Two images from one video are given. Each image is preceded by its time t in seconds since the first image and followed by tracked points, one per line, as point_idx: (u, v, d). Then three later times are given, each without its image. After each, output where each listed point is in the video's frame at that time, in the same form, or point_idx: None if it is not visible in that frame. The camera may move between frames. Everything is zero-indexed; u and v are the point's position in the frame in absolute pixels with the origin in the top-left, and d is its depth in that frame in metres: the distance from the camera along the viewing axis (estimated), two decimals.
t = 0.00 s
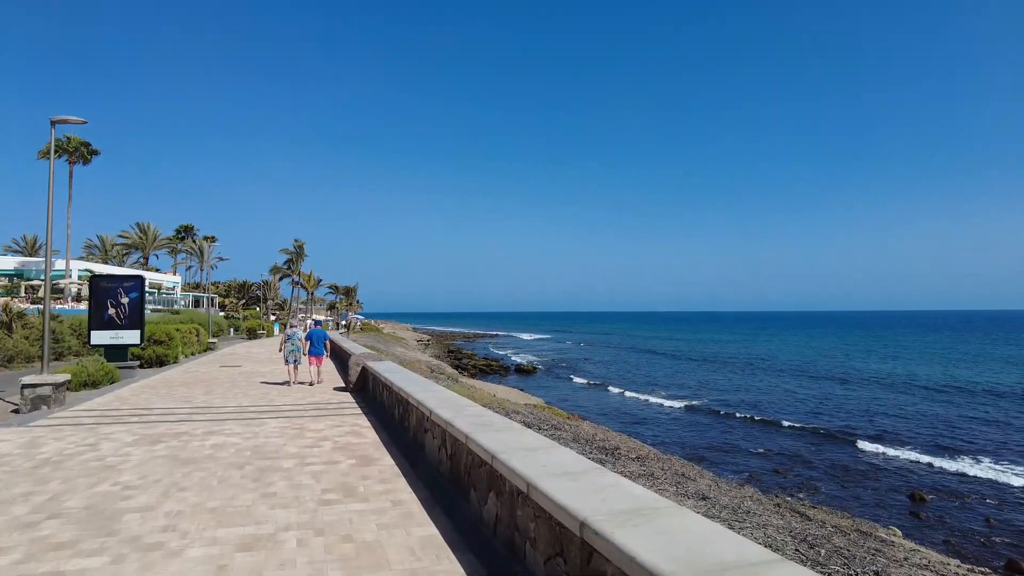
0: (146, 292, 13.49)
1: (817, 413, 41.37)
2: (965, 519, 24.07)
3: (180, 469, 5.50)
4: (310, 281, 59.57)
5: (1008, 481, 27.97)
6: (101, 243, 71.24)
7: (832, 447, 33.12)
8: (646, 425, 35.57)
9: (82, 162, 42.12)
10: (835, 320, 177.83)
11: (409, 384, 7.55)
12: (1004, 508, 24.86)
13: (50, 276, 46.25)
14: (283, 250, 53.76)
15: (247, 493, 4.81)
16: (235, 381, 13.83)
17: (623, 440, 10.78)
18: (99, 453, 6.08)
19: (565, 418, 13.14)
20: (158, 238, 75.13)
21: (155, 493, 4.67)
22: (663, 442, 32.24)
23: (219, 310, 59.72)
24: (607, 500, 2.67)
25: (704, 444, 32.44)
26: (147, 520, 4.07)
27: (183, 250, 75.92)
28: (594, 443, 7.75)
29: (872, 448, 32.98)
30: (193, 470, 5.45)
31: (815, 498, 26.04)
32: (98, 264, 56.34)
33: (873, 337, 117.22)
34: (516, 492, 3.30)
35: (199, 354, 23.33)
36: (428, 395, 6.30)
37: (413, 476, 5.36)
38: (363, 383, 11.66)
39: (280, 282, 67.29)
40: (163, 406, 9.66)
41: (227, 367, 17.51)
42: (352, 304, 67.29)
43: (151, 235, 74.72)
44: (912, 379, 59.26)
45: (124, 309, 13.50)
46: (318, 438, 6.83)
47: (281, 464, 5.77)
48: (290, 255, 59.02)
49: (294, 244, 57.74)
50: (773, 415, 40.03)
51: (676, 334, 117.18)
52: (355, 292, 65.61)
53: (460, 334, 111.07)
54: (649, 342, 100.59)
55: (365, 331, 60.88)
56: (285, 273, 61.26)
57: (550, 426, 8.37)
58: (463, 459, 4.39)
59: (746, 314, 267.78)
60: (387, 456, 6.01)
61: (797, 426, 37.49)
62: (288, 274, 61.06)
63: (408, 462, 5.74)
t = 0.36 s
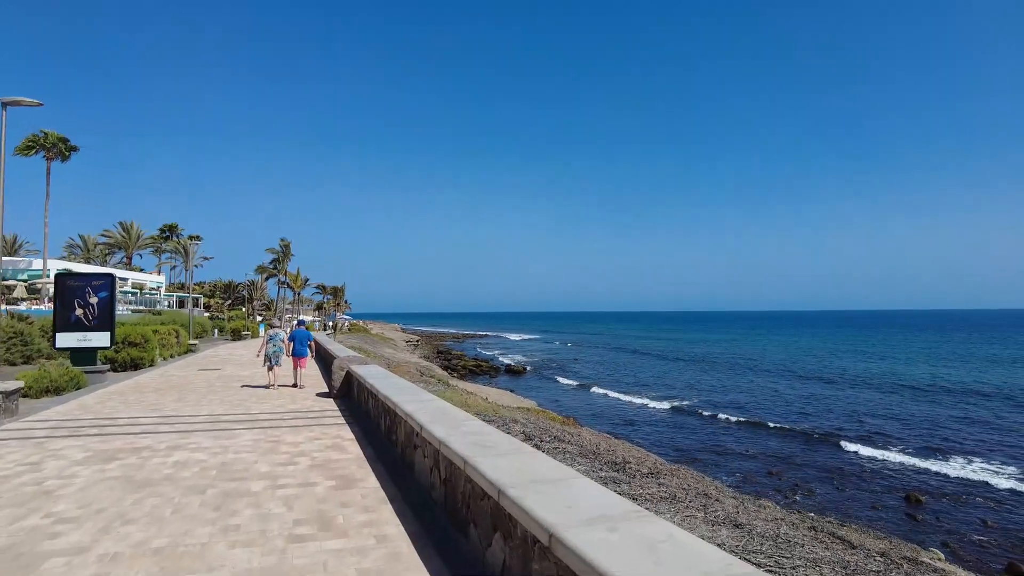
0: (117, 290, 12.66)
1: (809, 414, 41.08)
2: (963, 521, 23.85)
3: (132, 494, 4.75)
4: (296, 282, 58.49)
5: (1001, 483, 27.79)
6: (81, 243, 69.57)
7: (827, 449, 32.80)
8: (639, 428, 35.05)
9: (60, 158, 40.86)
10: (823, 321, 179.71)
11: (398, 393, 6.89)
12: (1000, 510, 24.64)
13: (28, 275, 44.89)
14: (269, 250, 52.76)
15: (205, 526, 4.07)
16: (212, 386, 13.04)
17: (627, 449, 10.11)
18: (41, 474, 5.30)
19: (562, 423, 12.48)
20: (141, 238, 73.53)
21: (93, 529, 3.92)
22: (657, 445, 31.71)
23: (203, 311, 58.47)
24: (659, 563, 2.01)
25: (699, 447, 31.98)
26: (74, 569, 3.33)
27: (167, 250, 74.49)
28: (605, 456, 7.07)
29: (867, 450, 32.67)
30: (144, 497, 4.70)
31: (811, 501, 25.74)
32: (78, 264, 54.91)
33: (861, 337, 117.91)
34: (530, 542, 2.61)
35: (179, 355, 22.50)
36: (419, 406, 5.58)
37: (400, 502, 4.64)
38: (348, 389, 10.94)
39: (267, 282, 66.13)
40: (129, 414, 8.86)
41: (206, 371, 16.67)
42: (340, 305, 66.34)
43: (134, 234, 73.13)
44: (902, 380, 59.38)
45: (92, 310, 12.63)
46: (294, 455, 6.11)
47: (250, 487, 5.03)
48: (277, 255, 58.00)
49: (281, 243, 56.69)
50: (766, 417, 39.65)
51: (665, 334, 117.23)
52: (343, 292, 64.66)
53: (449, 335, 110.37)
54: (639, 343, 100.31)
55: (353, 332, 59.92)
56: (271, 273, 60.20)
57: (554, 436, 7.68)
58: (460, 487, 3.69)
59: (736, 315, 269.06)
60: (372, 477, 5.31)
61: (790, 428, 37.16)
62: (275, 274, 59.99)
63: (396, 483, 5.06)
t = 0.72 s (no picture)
0: (85, 287, 11.78)
1: (802, 415, 40.77)
2: (961, 522, 23.59)
3: (73, 527, 4.00)
4: (284, 281, 57.35)
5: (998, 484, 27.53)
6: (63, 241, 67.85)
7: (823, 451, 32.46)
8: (633, 430, 34.52)
9: (38, 154, 39.53)
10: (811, 321, 180.88)
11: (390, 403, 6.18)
12: (999, 512, 24.34)
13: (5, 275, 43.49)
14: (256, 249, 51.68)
15: (155, 571, 3.34)
16: (188, 391, 12.23)
17: (633, 458, 9.46)
18: None
19: (561, 430, 11.81)
20: (125, 237, 71.90)
21: None
22: (652, 448, 31.17)
23: (188, 311, 57.21)
24: None
25: (694, 449, 31.50)
26: None
27: (152, 249, 72.94)
28: (620, 471, 6.40)
29: (864, 451, 32.35)
30: (89, 529, 3.96)
31: (810, 504, 25.32)
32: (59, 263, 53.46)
33: (850, 337, 118.44)
34: None
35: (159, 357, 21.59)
36: (416, 421, 4.89)
37: (394, 536, 3.96)
38: (334, 395, 10.21)
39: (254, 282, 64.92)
40: (91, 424, 8.07)
41: (185, 374, 15.85)
42: (329, 305, 65.27)
43: (118, 234, 71.51)
44: (893, 380, 59.40)
45: (61, 310, 11.78)
46: (271, 475, 5.40)
47: (215, 517, 4.30)
48: (264, 254, 56.87)
49: (268, 241, 55.60)
50: (761, 418, 39.29)
51: (657, 334, 117.09)
52: (332, 292, 63.60)
53: (439, 335, 109.48)
54: (631, 343, 99.91)
55: (342, 332, 58.92)
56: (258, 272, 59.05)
57: (562, 448, 7.00)
58: (470, 527, 3.01)
59: (725, 315, 270.27)
60: (360, 503, 4.62)
61: (785, 429, 36.80)
62: (262, 273, 58.85)
63: (386, 511, 4.37)
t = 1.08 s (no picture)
0: (66, 285, 11.07)
1: (806, 417, 40.23)
2: (972, 526, 23.09)
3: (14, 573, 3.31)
4: (281, 281, 56.56)
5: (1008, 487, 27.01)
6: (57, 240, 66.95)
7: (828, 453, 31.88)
8: (636, 432, 33.91)
9: (30, 150, 38.63)
10: (811, 321, 181.17)
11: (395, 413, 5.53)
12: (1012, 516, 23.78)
13: None
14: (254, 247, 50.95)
15: None
16: (177, 395, 11.56)
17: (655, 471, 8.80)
18: None
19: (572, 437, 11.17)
20: (120, 236, 70.96)
21: None
22: (656, 451, 30.60)
23: (184, 311, 56.40)
24: None
25: (699, 451, 30.92)
26: None
27: (148, 248, 72.11)
28: (653, 493, 5.71)
29: (871, 455, 31.75)
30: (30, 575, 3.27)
31: (819, 508, 24.75)
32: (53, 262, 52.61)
33: (850, 337, 118.12)
34: None
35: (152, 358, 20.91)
36: (427, 439, 4.24)
37: None
38: (331, 401, 9.54)
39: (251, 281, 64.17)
40: (64, 434, 7.39)
41: (175, 376, 15.15)
42: (327, 305, 64.57)
43: (113, 233, 70.56)
44: (896, 381, 58.92)
45: (41, 310, 11.08)
46: (259, 499, 4.72)
47: (187, 557, 3.61)
48: (261, 253, 56.11)
49: (266, 240, 54.88)
50: (764, 421, 38.72)
51: (657, 334, 116.63)
52: (331, 292, 62.90)
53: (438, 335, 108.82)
54: (630, 343, 99.35)
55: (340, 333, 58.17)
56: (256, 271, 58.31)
57: (587, 464, 6.31)
58: None
59: (724, 314, 270.04)
60: (360, 536, 3.96)
61: (789, 431, 36.25)
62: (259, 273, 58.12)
63: (394, 547, 3.71)
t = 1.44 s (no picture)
0: (48, 282, 10.36)
1: (814, 419, 39.56)
2: (990, 531, 22.44)
3: None
4: (281, 281, 55.80)
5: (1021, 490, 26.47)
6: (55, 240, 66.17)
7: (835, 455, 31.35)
8: (642, 435, 33.22)
9: (25, 147, 37.85)
10: (811, 321, 180.90)
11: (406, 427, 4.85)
12: None
13: None
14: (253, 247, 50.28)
15: None
16: (167, 400, 10.85)
17: (683, 485, 8.15)
18: None
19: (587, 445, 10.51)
20: (118, 236, 70.16)
21: None
22: (663, 454, 29.96)
23: (183, 312, 55.67)
24: None
25: (706, 455, 30.28)
26: None
27: (146, 248, 71.35)
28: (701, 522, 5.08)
29: (876, 457, 31.21)
30: None
31: (830, 511, 24.12)
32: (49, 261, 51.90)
33: (853, 337, 117.51)
34: None
35: (147, 359, 20.26)
36: (450, 465, 3.58)
37: None
38: (331, 408, 8.85)
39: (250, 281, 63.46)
40: (34, 447, 6.67)
41: (168, 379, 14.47)
42: (327, 305, 63.88)
43: (111, 232, 69.76)
44: (902, 382, 58.24)
45: (22, 309, 10.40)
46: (247, 534, 4.04)
47: None
48: (261, 252, 55.38)
49: (266, 240, 54.22)
50: (772, 423, 38.07)
51: (658, 334, 116.03)
52: (331, 292, 62.24)
53: (438, 335, 108.25)
54: (633, 343, 98.63)
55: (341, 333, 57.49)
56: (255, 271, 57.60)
57: (622, 484, 5.70)
58: None
59: (726, 314, 269.52)
60: None
61: (796, 434, 35.69)
62: (259, 272, 57.39)
63: None
